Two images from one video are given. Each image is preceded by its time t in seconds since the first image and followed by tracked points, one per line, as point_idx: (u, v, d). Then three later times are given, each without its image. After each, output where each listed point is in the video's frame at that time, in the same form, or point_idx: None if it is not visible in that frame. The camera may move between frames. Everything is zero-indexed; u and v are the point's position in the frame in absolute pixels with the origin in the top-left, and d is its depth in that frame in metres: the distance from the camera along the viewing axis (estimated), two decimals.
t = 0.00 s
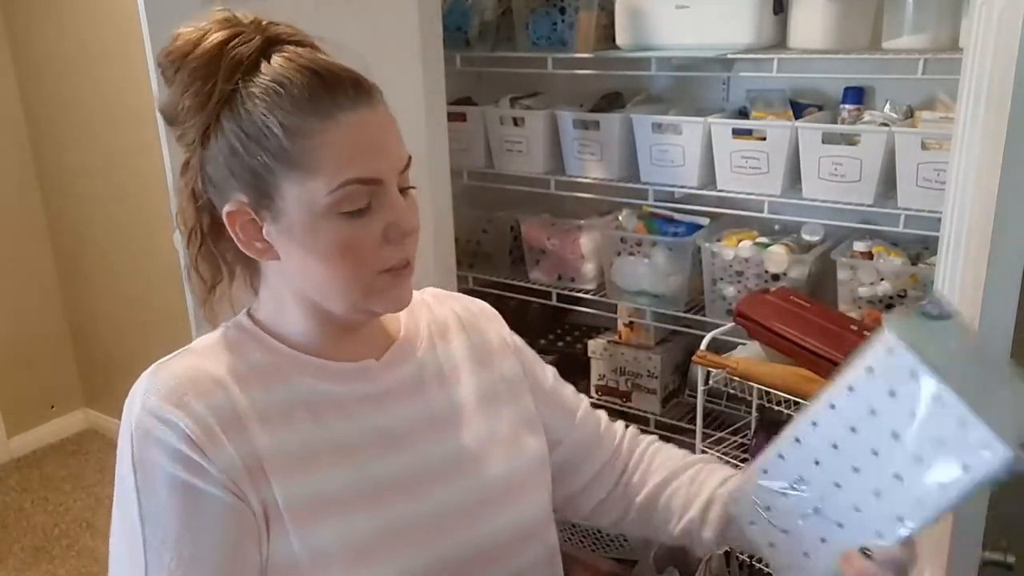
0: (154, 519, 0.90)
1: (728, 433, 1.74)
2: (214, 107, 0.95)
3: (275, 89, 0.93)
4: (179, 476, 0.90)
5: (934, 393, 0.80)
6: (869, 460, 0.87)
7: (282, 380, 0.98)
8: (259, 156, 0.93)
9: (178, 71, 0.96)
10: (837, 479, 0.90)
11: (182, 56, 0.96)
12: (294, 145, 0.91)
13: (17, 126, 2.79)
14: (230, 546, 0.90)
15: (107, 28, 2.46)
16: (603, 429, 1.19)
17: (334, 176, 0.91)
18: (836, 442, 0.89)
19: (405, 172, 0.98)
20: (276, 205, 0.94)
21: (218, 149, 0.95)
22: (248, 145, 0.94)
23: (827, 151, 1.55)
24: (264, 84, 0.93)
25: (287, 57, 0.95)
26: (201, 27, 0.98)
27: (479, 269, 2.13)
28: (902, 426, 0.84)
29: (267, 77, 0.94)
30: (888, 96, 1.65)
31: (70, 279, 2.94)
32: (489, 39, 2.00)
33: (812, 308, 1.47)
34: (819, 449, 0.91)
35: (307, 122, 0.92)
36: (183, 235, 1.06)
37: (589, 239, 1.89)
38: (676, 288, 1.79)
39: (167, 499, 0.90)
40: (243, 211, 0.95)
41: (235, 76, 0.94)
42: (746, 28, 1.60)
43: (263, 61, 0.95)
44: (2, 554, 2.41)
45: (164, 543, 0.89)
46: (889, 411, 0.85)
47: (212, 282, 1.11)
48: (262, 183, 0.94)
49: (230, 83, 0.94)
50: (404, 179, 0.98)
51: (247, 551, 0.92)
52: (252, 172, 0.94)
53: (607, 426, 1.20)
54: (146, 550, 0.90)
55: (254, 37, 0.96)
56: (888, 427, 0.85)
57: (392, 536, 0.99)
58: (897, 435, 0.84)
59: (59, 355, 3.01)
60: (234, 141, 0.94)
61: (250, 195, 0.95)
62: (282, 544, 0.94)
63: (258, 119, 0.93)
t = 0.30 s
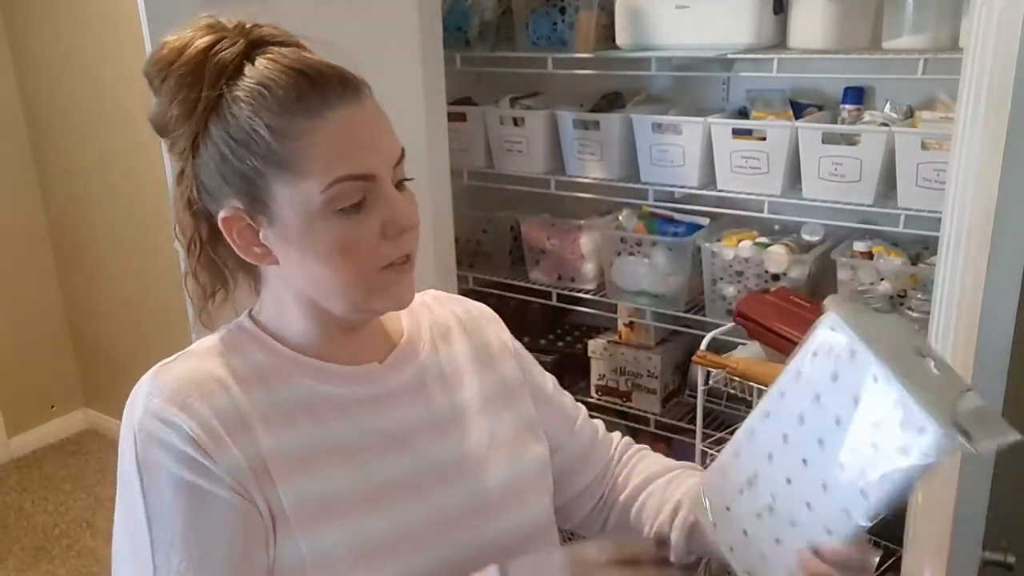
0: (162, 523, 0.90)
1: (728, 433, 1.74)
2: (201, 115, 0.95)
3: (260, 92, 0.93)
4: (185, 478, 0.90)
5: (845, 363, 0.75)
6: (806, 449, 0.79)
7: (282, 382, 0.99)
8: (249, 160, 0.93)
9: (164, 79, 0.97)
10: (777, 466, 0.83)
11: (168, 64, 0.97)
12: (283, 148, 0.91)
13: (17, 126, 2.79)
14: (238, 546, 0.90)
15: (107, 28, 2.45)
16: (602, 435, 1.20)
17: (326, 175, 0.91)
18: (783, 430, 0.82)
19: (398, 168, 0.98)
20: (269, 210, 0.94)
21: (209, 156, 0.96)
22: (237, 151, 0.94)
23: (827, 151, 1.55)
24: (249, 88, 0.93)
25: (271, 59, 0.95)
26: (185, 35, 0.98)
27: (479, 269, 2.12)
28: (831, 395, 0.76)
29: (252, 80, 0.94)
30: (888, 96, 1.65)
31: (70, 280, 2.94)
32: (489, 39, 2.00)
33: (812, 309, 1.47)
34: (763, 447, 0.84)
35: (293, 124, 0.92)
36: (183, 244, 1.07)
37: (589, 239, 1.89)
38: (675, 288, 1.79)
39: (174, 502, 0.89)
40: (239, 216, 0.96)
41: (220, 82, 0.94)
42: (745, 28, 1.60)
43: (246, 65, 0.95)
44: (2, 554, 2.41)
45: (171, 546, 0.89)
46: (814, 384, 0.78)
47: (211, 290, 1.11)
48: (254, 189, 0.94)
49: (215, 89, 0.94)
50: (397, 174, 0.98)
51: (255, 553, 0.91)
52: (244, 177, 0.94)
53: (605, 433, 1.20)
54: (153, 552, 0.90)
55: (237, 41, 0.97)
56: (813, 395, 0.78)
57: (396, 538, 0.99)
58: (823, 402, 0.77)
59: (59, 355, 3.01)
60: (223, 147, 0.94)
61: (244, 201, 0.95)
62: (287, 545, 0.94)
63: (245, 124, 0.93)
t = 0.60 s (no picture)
0: (166, 521, 0.89)
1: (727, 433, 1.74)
2: (196, 116, 0.96)
3: (252, 93, 0.93)
4: (189, 476, 0.89)
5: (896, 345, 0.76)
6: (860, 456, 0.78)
7: (287, 382, 0.98)
8: (242, 161, 0.94)
9: (161, 82, 0.98)
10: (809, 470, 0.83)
11: (164, 68, 0.98)
12: (274, 148, 0.92)
13: (17, 126, 2.79)
14: (243, 544, 0.90)
15: (106, 28, 2.46)
16: (610, 442, 1.19)
17: (315, 174, 0.91)
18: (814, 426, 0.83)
19: (394, 168, 0.97)
20: (263, 210, 0.94)
21: (205, 158, 0.97)
22: (230, 152, 0.95)
23: (827, 151, 1.55)
24: (242, 89, 0.94)
25: (265, 60, 0.96)
26: (184, 37, 0.99)
27: (479, 270, 2.13)
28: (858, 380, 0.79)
29: (245, 81, 0.94)
30: (888, 96, 1.65)
31: (70, 279, 2.95)
32: (489, 39, 2.00)
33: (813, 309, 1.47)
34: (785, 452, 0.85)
35: (283, 123, 0.92)
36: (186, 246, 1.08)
37: (589, 239, 1.89)
38: (676, 288, 1.79)
39: (178, 500, 0.89)
40: (236, 217, 0.96)
41: (214, 84, 0.95)
42: (745, 28, 1.60)
43: (241, 65, 0.96)
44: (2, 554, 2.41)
45: (177, 545, 0.88)
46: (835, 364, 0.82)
47: (217, 293, 1.12)
48: (248, 189, 0.94)
49: (209, 90, 0.95)
50: (393, 175, 0.97)
51: (258, 552, 0.91)
52: (239, 179, 0.94)
53: (615, 439, 1.20)
54: (158, 550, 0.90)
55: (233, 42, 0.97)
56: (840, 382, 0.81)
57: (398, 539, 0.99)
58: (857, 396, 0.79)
59: (60, 354, 3.01)
60: (216, 149, 0.95)
61: (239, 203, 0.96)
62: (289, 546, 0.94)
63: (237, 125, 0.93)
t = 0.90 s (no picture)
0: (168, 521, 0.90)
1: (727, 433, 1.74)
2: (202, 117, 0.95)
3: (258, 92, 0.93)
4: (191, 476, 0.90)
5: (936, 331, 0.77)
6: (879, 437, 0.77)
7: (292, 383, 0.99)
8: (248, 161, 0.94)
9: (165, 83, 0.98)
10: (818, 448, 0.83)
11: (167, 69, 0.97)
12: (281, 147, 0.92)
13: (17, 126, 2.79)
14: (244, 545, 0.90)
15: (106, 29, 2.46)
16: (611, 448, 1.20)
17: (324, 172, 0.91)
18: (832, 405, 0.84)
19: (400, 165, 0.97)
20: (270, 210, 0.94)
21: (211, 158, 0.97)
22: (237, 152, 0.94)
23: (827, 151, 1.55)
24: (247, 89, 0.94)
25: (270, 60, 0.96)
26: (187, 38, 0.99)
27: (479, 269, 2.12)
28: (880, 365, 0.80)
29: (250, 81, 0.94)
30: (888, 96, 1.65)
31: (70, 279, 2.95)
32: (489, 39, 2.00)
33: (811, 309, 1.47)
34: (797, 431, 0.86)
35: (289, 122, 0.92)
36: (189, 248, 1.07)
37: (589, 239, 1.89)
38: (676, 288, 1.79)
39: (180, 500, 0.89)
40: (243, 217, 0.96)
41: (219, 84, 0.95)
42: (745, 29, 1.60)
43: (245, 65, 0.96)
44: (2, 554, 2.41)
45: (178, 545, 0.89)
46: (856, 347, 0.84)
47: (218, 294, 1.12)
48: (255, 189, 0.94)
49: (214, 91, 0.95)
50: (399, 172, 0.97)
51: (260, 552, 0.92)
52: (244, 179, 0.94)
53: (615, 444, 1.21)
54: (160, 550, 0.90)
55: (236, 42, 0.97)
56: (865, 363, 0.82)
57: (401, 540, 0.99)
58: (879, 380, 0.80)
59: (60, 354, 3.01)
60: (223, 148, 0.95)
61: (245, 202, 0.96)
62: (292, 548, 0.94)
63: (243, 125, 0.93)
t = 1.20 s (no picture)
0: (187, 512, 0.89)
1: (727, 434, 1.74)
2: (212, 115, 0.96)
3: (268, 91, 0.93)
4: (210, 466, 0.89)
5: (860, 305, 0.77)
6: (828, 427, 0.76)
7: (301, 381, 0.99)
8: (257, 160, 0.94)
9: (176, 81, 0.98)
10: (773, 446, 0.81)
11: (179, 66, 0.97)
12: (289, 147, 0.92)
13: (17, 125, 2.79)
14: (266, 533, 0.90)
15: (106, 29, 2.46)
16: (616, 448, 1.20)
17: (332, 172, 0.91)
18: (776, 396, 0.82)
19: (408, 166, 0.97)
20: (277, 208, 0.94)
21: (220, 157, 0.97)
22: (246, 150, 0.95)
23: (827, 151, 1.55)
24: (257, 87, 0.94)
25: (280, 59, 0.96)
26: (200, 36, 0.99)
27: (479, 269, 2.13)
28: (815, 348, 0.79)
29: (260, 80, 0.94)
30: (888, 96, 1.65)
31: (70, 279, 2.95)
32: (489, 39, 2.00)
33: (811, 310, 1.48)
34: (747, 429, 0.84)
35: (299, 122, 0.92)
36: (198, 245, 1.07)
37: (589, 239, 1.90)
38: (675, 289, 1.79)
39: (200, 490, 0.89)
40: (251, 216, 0.96)
41: (230, 83, 0.95)
42: (746, 29, 1.60)
43: (256, 64, 0.96)
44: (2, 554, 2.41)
45: (199, 535, 0.88)
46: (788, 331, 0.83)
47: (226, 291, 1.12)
48: (264, 187, 0.94)
49: (225, 89, 0.95)
50: (407, 173, 0.96)
51: (280, 542, 0.92)
52: (253, 177, 0.95)
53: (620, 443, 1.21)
54: (183, 542, 0.89)
55: (248, 41, 0.97)
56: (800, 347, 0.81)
57: (412, 538, 0.99)
58: (816, 366, 0.79)
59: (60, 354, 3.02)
60: (232, 147, 0.95)
61: (254, 201, 0.96)
62: (308, 544, 0.95)
63: (253, 124, 0.93)
